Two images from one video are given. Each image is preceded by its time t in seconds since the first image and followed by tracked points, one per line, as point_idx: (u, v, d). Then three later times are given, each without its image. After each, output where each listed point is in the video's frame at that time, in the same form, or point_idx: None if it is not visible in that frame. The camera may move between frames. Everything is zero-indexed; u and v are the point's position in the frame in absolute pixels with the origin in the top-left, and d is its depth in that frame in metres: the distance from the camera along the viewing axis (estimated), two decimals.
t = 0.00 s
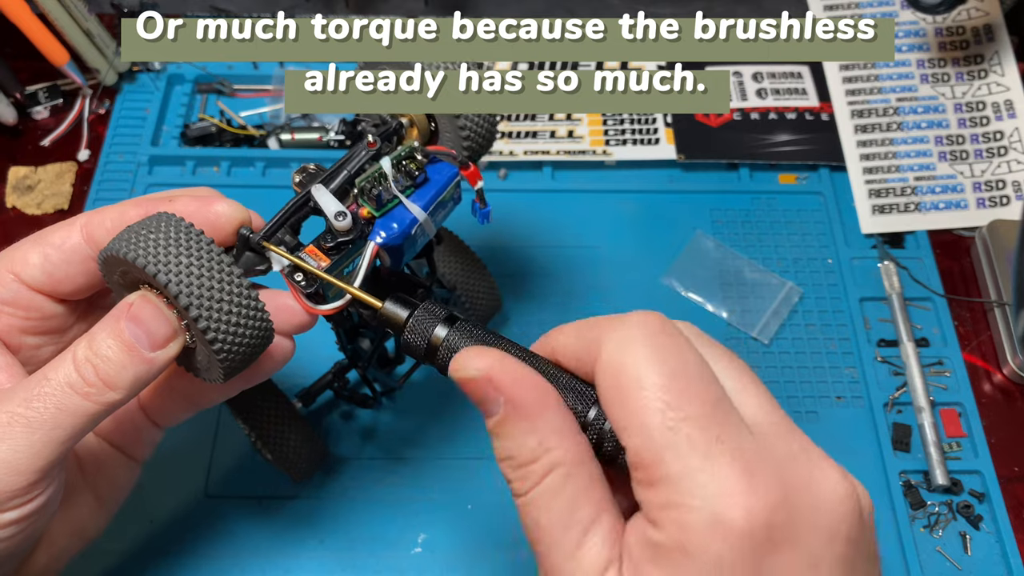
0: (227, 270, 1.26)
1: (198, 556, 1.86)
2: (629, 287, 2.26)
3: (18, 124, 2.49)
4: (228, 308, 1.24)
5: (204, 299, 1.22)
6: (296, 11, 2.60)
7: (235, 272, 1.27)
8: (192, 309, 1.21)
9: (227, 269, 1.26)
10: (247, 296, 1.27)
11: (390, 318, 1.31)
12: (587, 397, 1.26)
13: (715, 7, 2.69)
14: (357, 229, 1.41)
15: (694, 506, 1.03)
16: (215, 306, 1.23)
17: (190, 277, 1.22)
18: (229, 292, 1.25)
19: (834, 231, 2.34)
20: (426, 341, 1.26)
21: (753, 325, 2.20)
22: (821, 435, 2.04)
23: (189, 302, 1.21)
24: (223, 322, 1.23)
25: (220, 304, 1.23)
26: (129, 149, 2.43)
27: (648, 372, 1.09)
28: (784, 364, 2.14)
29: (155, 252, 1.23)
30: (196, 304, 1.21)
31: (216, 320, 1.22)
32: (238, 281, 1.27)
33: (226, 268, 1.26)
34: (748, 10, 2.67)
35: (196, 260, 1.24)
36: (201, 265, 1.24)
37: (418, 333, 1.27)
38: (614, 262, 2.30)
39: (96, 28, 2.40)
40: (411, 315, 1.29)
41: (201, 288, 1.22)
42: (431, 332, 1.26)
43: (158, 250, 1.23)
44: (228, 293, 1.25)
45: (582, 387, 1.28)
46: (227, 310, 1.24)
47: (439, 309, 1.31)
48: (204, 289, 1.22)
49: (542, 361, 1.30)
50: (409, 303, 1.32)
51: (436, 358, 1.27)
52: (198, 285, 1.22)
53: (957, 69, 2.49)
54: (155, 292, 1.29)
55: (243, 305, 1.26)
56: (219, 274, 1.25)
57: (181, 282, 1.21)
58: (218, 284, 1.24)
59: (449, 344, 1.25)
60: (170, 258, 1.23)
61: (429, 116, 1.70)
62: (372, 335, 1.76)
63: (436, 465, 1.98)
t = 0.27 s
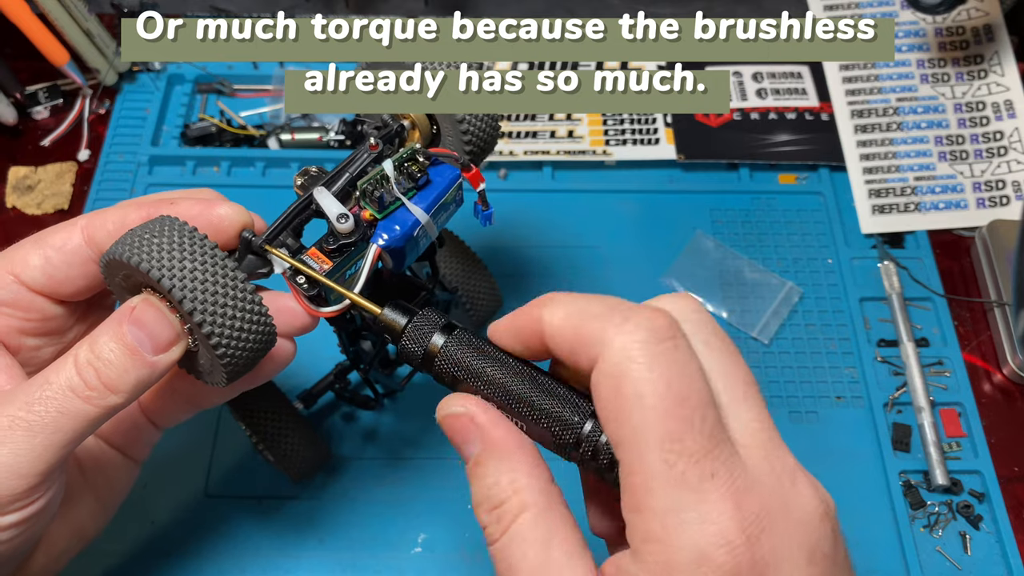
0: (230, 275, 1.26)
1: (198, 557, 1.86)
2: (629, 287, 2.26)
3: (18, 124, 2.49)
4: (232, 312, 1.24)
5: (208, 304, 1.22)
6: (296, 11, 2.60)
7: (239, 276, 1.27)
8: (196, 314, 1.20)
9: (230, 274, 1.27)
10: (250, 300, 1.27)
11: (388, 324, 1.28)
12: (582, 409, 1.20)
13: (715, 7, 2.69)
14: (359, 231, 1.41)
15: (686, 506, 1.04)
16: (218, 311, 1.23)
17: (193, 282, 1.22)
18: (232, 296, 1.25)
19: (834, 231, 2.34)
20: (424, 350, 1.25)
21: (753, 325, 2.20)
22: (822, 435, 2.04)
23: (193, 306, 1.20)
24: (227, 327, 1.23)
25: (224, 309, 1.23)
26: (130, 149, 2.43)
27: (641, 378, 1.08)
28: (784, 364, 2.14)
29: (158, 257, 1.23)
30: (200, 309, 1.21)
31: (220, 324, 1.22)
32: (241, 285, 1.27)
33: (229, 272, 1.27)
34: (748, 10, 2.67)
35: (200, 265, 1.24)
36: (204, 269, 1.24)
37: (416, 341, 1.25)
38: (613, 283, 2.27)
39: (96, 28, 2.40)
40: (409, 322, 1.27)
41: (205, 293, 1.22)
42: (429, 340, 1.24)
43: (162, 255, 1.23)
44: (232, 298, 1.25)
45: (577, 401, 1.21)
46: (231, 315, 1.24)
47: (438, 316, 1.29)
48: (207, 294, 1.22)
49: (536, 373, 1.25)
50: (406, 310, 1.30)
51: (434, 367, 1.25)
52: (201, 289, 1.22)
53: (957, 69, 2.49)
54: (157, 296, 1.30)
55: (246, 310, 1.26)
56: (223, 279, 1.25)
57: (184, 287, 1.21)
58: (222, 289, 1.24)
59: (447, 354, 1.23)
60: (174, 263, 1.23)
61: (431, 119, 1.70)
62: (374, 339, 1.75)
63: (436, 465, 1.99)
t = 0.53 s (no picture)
0: (229, 276, 1.26)
1: (197, 557, 1.86)
2: (629, 287, 2.26)
3: (18, 124, 2.49)
4: (230, 313, 1.24)
5: (207, 304, 1.22)
6: (296, 11, 2.60)
7: (238, 277, 1.28)
8: (195, 315, 1.20)
9: (229, 275, 1.27)
10: (248, 301, 1.27)
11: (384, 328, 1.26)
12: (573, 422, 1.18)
13: (715, 7, 2.69)
14: (356, 232, 1.40)
15: (680, 503, 1.02)
16: (217, 311, 1.23)
17: (192, 283, 1.22)
18: (230, 297, 1.25)
19: (834, 232, 2.34)
20: (421, 355, 1.22)
21: (753, 325, 2.20)
22: (821, 435, 2.04)
23: (191, 307, 1.20)
24: (225, 327, 1.23)
25: (223, 310, 1.23)
26: (130, 149, 2.43)
27: (639, 378, 1.08)
28: (784, 364, 2.14)
29: (156, 257, 1.23)
30: (198, 310, 1.21)
31: (218, 325, 1.22)
32: (240, 286, 1.27)
33: (228, 273, 1.27)
34: (748, 10, 2.66)
35: (199, 265, 1.24)
36: (203, 270, 1.24)
37: (412, 345, 1.23)
38: (595, 304, 2.23)
39: (96, 28, 2.40)
40: (405, 326, 1.25)
41: (203, 294, 1.22)
42: (425, 345, 1.22)
43: (160, 255, 1.23)
44: (230, 299, 1.25)
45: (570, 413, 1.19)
46: (229, 316, 1.24)
47: (435, 321, 1.27)
48: (206, 294, 1.22)
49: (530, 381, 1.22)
50: (404, 314, 1.27)
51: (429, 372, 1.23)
52: (200, 290, 1.22)
53: (957, 70, 2.49)
54: (155, 297, 1.30)
55: (245, 310, 1.26)
56: (221, 280, 1.25)
57: (183, 288, 1.21)
58: (220, 290, 1.24)
59: (443, 360, 1.21)
60: (172, 264, 1.23)
61: (428, 118, 1.70)
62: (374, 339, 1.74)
63: (435, 465, 1.99)
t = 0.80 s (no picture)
0: (226, 273, 1.26)
1: (197, 556, 1.86)
2: (630, 287, 2.26)
3: (18, 124, 2.49)
4: (227, 310, 1.24)
5: (204, 302, 1.22)
6: (296, 11, 2.60)
7: (234, 274, 1.28)
8: (192, 311, 1.20)
9: (226, 272, 1.27)
10: (246, 297, 1.27)
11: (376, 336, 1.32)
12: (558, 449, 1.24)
13: (715, 7, 2.68)
14: (352, 227, 1.40)
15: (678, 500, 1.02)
16: (214, 308, 1.22)
17: (189, 279, 1.22)
18: (227, 294, 1.25)
19: (835, 232, 2.34)
20: (411, 364, 1.28)
21: (753, 325, 2.20)
22: (821, 435, 2.04)
23: (188, 303, 1.20)
24: (222, 324, 1.23)
25: (220, 306, 1.23)
26: (130, 149, 2.43)
27: (611, 376, 1.08)
28: (783, 364, 2.15)
29: (153, 254, 1.22)
30: (195, 306, 1.20)
31: (215, 322, 1.22)
32: (237, 283, 1.27)
33: (225, 270, 1.27)
34: (748, 10, 2.66)
35: (195, 262, 1.24)
36: (199, 267, 1.24)
37: (404, 355, 1.28)
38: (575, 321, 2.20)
39: (96, 28, 2.40)
40: (398, 337, 1.30)
41: (201, 291, 1.22)
42: (417, 356, 1.27)
43: (157, 252, 1.23)
44: (227, 296, 1.25)
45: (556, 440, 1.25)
46: (227, 313, 1.24)
47: (427, 334, 1.32)
48: (202, 292, 1.22)
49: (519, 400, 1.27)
50: (400, 325, 1.33)
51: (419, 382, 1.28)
52: (197, 288, 1.22)
53: (957, 70, 2.49)
54: (152, 294, 1.29)
55: (242, 307, 1.26)
56: (218, 277, 1.25)
57: (179, 285, 1.21)
58: (217, 286, 1.24)
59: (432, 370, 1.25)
60: (169, 261, 1.23)
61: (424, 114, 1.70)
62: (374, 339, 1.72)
63: (435, 465, 1.99)
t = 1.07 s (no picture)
0: (227, 280, 1.27)
1: (197, 558, 1.86)
2: (630, 287, 2.26)
3: (18, 124, 2.49)
4: (228, 318, 1.24)
5: (205, 309, 1.22)
6: (296, 11, 2.60)
7: (235, 281, 1.28)
8: (193, 319, 1.21)
9: (227, 279, 1.27)
10: (247, 304, 1.28)
11: (371, 345, 1.30)
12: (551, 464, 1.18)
13: (715, 7, 2.68)
14: (353, 234, 1.40)
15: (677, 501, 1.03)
16: (215, 316, 1.23)
17: (190, 286, 1.22)
18: (228, 301, 1.25)
19: (835, 232, 2.34)
20: (405, 377, 1.25)
21: (753, 325, 2.20)
22: (821, 435, 2.04)
23: (189, 311, 1.20)
24: (223, 332, 1.23)
25: (221, 314, 1.24)
26: (130, 149, 2.43)
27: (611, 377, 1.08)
28: (783, 364, 2.15)
29: (154, 261, 1.22)
30: (196, 314, 1.21)
31: (216, 330, 1.23)
32: (238, 290, 1.27)
33: (226, 277, 1.27)
34: (748, 10, 2.66)
35: (196, 269, 1.24)
36: (200, 273, 1.24)
37: (398, 367, 1.26)
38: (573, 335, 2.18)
39: (96, 28, 2.40)
40: (393, 348, 1.28)
41: (202, 299, 1.22)
42: (411, 368, 1.25)
43: (158, 258, 1.23)
44: (228, 303, 1.25)
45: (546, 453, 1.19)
46: (227, 320, 1.24)
47: (424, 345, 1.29)
48: (204, 299, 1.22)
49: (513, 415, 1.24)
50: (395, 335, 1.31)
51: (412, 395, 1.26)
52: (197, 295, 1.22)
53: (957, 70, 2.49)
54: (152, 299, 1.29)
55: (243, 314, 1.26)
56: (219, 284, 1.25)
57: (181, 292, 1.21)
58: (218, 294, 1.24)
59: (427, 384, 1.24)
60: (170, 267, 1.23)
61: (428, 119, 1.70)
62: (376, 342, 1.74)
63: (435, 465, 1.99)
